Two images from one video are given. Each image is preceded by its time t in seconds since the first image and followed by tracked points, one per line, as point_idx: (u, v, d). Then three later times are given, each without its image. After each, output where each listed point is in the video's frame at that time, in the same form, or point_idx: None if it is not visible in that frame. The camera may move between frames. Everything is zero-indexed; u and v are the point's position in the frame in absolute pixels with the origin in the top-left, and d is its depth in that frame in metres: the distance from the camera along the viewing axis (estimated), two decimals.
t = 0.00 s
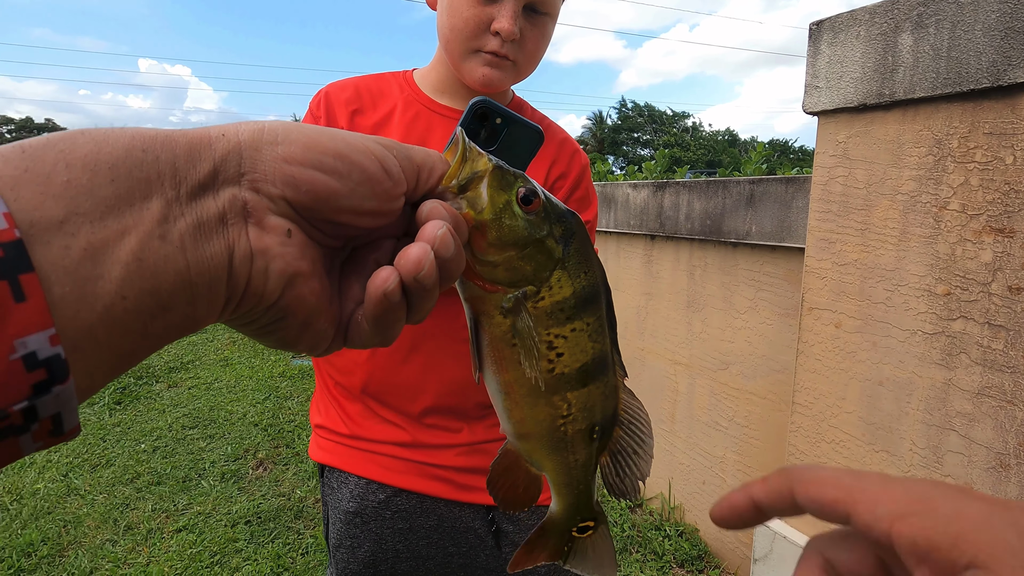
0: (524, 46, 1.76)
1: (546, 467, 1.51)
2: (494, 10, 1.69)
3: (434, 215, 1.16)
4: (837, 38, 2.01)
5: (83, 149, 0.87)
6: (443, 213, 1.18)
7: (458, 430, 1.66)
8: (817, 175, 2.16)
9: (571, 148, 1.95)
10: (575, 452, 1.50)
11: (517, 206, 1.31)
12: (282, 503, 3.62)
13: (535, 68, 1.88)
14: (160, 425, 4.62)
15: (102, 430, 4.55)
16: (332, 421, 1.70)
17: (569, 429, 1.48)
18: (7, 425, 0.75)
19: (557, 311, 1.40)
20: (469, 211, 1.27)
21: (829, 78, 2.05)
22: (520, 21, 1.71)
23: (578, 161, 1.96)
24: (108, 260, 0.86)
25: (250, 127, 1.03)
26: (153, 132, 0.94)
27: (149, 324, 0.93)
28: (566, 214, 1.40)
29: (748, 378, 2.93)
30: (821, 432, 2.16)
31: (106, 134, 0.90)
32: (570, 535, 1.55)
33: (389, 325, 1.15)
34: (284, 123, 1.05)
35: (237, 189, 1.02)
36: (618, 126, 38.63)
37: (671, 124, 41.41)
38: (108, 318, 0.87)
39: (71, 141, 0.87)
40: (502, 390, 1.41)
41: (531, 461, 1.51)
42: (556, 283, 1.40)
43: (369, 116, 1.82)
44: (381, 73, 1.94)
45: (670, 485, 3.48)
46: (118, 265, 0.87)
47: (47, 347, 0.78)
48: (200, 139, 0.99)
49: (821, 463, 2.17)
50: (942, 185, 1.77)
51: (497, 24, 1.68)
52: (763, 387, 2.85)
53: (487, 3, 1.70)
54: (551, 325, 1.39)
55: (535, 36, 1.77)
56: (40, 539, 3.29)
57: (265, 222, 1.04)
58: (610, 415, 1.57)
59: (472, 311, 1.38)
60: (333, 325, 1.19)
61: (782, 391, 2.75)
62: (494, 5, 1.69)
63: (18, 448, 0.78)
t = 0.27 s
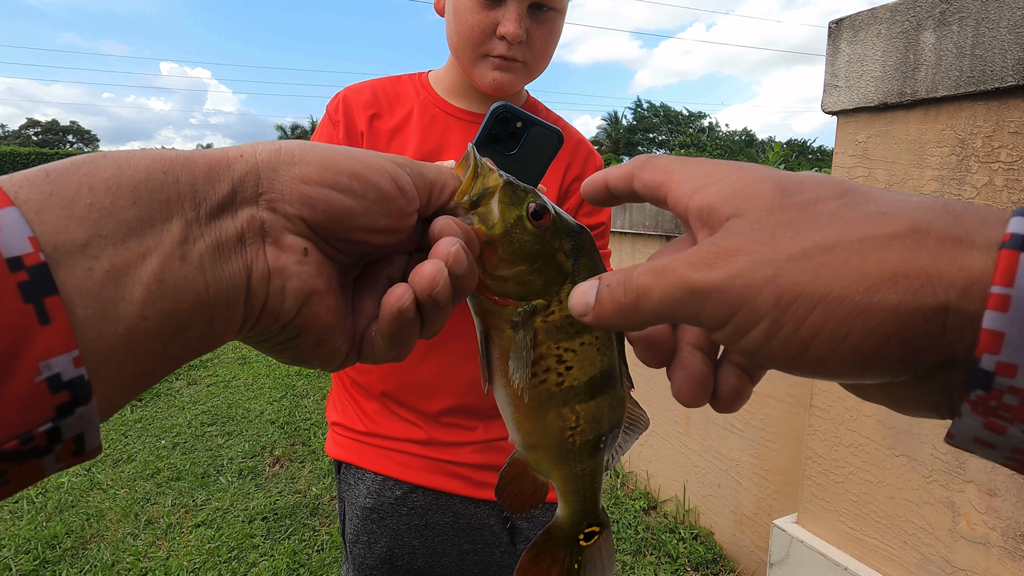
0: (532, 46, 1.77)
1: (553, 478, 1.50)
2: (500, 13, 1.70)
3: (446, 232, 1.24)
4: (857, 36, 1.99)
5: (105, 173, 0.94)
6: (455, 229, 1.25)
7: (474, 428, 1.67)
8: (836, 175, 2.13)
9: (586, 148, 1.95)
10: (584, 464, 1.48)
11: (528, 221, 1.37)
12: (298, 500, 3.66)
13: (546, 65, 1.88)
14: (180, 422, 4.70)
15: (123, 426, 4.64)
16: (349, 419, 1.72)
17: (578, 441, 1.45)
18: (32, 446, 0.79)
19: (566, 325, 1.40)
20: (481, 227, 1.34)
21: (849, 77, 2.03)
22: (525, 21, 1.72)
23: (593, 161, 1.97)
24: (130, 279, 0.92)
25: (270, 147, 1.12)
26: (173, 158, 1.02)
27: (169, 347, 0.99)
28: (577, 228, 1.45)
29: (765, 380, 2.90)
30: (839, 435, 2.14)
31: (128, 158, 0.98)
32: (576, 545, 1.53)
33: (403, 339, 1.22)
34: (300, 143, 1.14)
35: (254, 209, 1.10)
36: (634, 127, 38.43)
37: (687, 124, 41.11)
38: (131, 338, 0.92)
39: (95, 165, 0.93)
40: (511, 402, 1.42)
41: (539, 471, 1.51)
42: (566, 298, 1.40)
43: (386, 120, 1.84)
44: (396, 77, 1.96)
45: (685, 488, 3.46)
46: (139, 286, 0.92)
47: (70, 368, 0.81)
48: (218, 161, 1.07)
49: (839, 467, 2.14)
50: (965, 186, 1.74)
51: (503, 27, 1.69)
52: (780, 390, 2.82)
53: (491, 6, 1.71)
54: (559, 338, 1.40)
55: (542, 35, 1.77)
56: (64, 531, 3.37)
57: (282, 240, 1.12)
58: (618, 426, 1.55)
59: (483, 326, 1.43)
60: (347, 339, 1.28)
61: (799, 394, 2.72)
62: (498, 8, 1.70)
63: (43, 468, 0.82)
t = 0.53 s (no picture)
0: (542, 42, 1.76)
1: (562, 483, 1.50)
2: (507, 11, 1.70)
3: (457, 238, 1.23)
4: (874, 32, 1.97)
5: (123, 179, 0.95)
6: (467, 234, 1.25)
7: (486, 426, 1.67)
8: (851, 173, 2.11)
9: (598, 145, 1.94)
10: (592, 470, 1.49)
11: (540, 225, 1.37)
12: (309, 496, 3.68)
13: (557, 59, 1.87)
14: (193, 418, 4.75)
15: (138, 422, 4.69)
16: (362, 416, 1.73)
17: (587, 447, 1.46)
18: (47, 452, 0.79)
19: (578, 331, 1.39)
20: (493, 231, 1.35)
21: (866, 74, 2.00)
22: (534, 18, 1.71)
23: (606, 157, 1.96)
24: (146, 285, 0.91)
25: (285, 152, 1.13)
26: (189, 164, 1.03)
27: (184, 348, 0.99)
28: (589, 233, 1.45)
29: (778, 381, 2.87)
30: (854, 437, 2.11)
31: (146, 163, 0.99)
32: (583, 550, 1.52)
33: (413, 345, 1.22)
34: (315, 148, 1.14)
35: (268, 214, 1.11)
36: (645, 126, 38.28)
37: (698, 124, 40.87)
38: (146, 344, 0.91)
39: (113, 171, 0.94)
40: (521, 408, 1.42)
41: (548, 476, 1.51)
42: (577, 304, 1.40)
43: (399, 119, 1.84)
44: (408, 75, 1.96)
45: (696, 488, 3.44)
46: (154, 292, 0.92)
47: (85, 375, 0.81)
48: (234, 167, 1.08)
49: (854, 468, 2.12)
50: (985, 184, 1.71)
51: (511, 25, 1.69)
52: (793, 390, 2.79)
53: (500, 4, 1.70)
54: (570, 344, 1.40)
55: (552, 30, 1.76)
56: (80, 525, 3.42)
57: (295, 246, 1.13)
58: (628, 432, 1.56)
59: (492, 330, 1.40)
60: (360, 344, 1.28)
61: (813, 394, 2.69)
62: (506, 6, 1.70)
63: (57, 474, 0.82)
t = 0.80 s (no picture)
0: (547, 40, 1.75)
1: (574, 487, 1.49)
2: (512, 9, 1.69)
3: (468, 250, 1.23)
4: (886, 30, 1.95)
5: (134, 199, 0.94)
6: (478, 246, 1.24)
7: (494, 426, 1.67)
8: (862, 172, 2.09)
9: (607, 142, 1.93)
10: (605, 475, 1.48)
11: (551, 234, 1.36)
12: (317, 494, 3.70)
13: (565, 56, 1.85)
14: (203, 416, 4.78)
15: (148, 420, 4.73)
16: (370, 415, 1.73)
17: (599, 452, 1.45)
18: (54, 475, 0.79)
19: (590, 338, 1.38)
20: (504, 241, 1.35)
21: (877, 72, 1.98)
22: (539, 16, 1.70)
23: (615, 154, 1.95)
24: (156, 306, 0.92)
25: (297, 167, 1.12)
26: (201, 183, 1.02)
27: (192, 371, 1.00)
28: (601, 238, 1.41)
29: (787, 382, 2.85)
30: (864, 438, 2.09)
31: (158, 181, 0.98)
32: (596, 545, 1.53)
33: (424, 359, 1.23)
34: (328, 162, 1.14)
35: (280, 232, 1.11)
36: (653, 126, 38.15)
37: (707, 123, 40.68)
38: (154, 366, 0.92)
39: (125, 193, 0.94)
40: (533, 415, 1.41)
41: (559, 480, 1.50)
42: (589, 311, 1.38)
43: (407, 117, 1.84)
44: (418, 73, 1.97)
45: (704, 489, 3.42)
46: (164, 313, 0.93)
47: (92, 397, 0.82)
48: (247, 184, 1.08)
49: (864, 470, 2.10)
50: (999, 183, 1.69)
51: (516, 24, 1.68)
52: (802, 391, 2.77)
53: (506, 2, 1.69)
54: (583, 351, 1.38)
55: (558, 28, 1.75)
56: (92, 521, 3.46)
57: (306, 263, 1.13)
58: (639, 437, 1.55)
59: (505, 339, 1.39)
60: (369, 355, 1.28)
61: (822, 395, 2.67)
62: (511, 5, 1.69)
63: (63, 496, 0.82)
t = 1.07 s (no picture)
0: (553, 44, 1.75)
1: (567, 489, 1.51)
2: (519, 13, 1.69)
3: (469, 267, 1.22)
4: (893, 29, 1.94)
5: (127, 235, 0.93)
6: (478, 262, 1.23)
7: (500, 426, 1.67)
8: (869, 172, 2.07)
9: (613, 142, 1.93)
10: (598, 478, 1.49)
11: (553, 245, 1.35)
12: (323, 494, 3.71)
13: (570, 60, 1.85)
14: (210, 416, 4.80)
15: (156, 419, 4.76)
16: (377, 415, 1.73)
17: (592, 456, 1.46)
18: (34, 515, 0.81)
19: (590, 346, 1.40)
20: (505, 253, 1.32)
21: (884, 72, 1.97)
22: (545, 20, 1.70)
23: (622, 154, 1.95)
24: (149, 342, 0.94)
25: (295, 194, 1.09)
26: (196, 215, 1.00)
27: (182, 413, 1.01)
28: (604, 246, 1.41)
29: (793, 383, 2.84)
30: (870, 440, 2.08)
31: (152, 217, 0.96)
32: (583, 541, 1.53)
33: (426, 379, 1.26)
34: (327, 187, 1.10)
35: (278, 261, 1.10)
36: (659, 127, 38.11)
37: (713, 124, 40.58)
38: (143, 406, 0.94)
39: (118, 230, 0.93)
40: (529, 418, 1.41)
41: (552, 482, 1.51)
42: (589, 319, 1.40)
43: (414, 116, 1.85)
44: (426, 73, 1.97)
45: (709, 491, 3.41)
46: (154, 350, 0.94)
47: (73, 437, 0.83)
48: (245, 216, 1.05)
49: (871, 472, 2.08)
50: (1008, 182, 1.68)
51: (521, 28, 1.68)
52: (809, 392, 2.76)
53: (512, 6, 1.69)
54: (580, 357, 1.40)
55: (564, 32, 1.75)
56: (100, 519, 3.48)
57: (304, 293, 1.13)
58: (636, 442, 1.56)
59: (503, 343, 1.40)
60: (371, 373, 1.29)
61: (829, 397, 2.66)
62: (519, 8, 1.69)
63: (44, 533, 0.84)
